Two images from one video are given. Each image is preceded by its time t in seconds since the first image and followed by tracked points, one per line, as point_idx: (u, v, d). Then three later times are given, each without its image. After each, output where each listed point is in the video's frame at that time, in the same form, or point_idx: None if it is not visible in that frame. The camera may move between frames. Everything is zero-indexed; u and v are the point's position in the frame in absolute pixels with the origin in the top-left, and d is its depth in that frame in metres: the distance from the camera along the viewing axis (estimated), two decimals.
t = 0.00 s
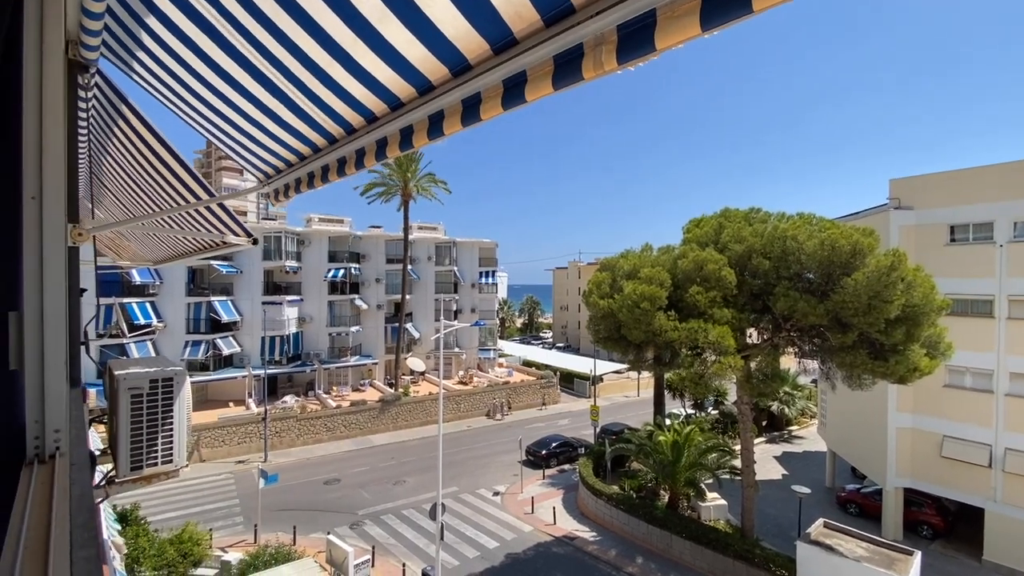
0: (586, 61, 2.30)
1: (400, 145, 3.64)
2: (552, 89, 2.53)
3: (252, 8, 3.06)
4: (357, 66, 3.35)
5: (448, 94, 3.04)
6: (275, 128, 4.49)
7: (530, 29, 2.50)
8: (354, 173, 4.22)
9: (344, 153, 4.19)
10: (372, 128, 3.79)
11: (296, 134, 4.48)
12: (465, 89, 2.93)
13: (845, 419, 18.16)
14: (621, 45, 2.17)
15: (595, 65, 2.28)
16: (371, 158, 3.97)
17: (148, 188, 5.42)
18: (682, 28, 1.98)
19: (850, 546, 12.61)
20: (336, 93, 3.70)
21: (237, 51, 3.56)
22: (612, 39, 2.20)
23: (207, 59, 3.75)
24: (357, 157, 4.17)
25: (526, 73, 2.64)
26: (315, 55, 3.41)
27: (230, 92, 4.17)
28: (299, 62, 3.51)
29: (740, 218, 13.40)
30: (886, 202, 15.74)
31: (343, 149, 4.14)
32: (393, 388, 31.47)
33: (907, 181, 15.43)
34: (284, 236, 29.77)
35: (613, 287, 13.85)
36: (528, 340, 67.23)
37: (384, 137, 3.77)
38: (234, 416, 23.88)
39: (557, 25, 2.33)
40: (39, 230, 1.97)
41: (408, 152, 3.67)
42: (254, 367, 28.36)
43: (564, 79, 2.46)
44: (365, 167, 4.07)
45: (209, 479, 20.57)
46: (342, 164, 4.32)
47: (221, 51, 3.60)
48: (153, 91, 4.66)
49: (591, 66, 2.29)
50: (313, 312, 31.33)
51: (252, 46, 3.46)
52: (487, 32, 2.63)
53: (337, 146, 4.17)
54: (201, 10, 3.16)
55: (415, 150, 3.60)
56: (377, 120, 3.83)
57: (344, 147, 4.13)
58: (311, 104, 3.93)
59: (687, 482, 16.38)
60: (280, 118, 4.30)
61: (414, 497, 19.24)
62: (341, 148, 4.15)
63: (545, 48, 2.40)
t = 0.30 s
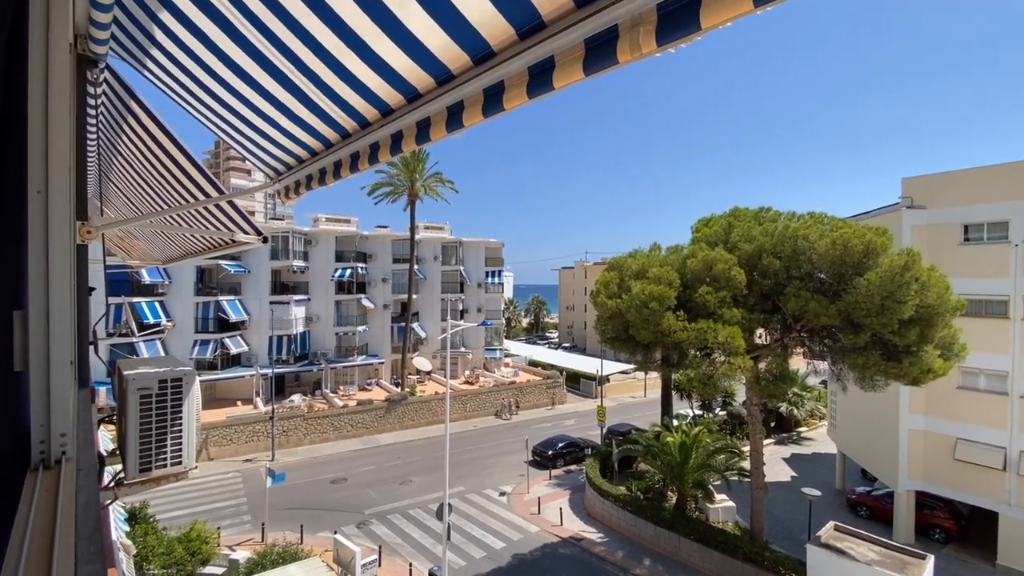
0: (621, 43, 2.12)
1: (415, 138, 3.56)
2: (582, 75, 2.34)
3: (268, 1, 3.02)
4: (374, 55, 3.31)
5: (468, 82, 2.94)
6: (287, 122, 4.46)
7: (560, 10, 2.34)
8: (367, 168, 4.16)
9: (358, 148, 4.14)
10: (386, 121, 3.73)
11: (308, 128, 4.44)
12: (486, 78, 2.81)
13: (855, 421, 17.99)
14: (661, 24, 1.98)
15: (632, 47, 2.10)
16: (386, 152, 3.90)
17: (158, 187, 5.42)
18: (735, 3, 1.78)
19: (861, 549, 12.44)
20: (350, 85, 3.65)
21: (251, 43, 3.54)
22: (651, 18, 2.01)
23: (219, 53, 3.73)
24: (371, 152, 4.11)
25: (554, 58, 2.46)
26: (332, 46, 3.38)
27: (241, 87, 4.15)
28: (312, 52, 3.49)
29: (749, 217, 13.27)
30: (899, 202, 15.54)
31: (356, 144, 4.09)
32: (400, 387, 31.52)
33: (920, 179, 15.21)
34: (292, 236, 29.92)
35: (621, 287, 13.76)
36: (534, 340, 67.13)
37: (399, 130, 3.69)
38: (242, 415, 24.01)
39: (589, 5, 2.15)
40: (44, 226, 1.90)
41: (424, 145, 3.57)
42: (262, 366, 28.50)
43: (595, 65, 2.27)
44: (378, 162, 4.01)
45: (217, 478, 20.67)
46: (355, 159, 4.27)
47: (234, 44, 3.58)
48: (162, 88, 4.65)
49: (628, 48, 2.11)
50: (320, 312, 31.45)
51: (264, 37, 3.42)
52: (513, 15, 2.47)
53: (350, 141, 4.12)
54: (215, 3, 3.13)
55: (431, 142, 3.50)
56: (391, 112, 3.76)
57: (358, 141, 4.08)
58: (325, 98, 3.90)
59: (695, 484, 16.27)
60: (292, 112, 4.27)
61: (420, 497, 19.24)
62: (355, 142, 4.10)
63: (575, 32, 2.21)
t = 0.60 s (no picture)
0: (673, 22, 1.99)
1: (435, 131, 3.32)
2: (626, 57, 2.18)
3: None
4: (395, 43, 3.06)
5: (498, 69, 2.71)
6: (296, 117, 4.26)
7: None
8: (382, 164, 3.94)
9: (371, 142, 3.93)
10: (404, 114, 3.50)
11: (319, 122, 4.21)
12: (519, 64, 2.60)
13: (860, 423, 17.90)
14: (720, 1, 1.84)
15: (687, 25, 1.96)
16: (403, 145, 3.65)
17: (161, 184, 5.33)
18: None
19: (867, 551, 12.34)
20: (367, 76, 3.40)
21: (261, 32, 3.31)
22: None
23: (227, 42, 3.51)
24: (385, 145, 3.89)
25: (593, 41, 2.29)
26: (350, 34, 3.14)
27: (250, 79, 3.93)
28: (328, 41, 3.23)
29: (754, 217, 13.19)
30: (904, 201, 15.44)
31: (370, 138, 3.87)
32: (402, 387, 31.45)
33: (926, 178, 15.11)
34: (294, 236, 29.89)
35: (625, 287, 13.67)
36: (535, 340, 67.01)
37: (418, 123, 3.47)
38: (244, 415, 23.99)
39: None
40: (42, 221, 1.81)
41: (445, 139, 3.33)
42: (264, 366, 28.46)
43: (641, 47, 2.12)
44: (392, 157, 3.78)
45: (219, 478, 20.64)
46: (369, 155, 4.04)
47: (242, 32, 3.36)
48: (169, 80, 4.50)
49: (682, 27, 1.97)
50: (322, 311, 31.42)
51: (276, 25, 3.21)
52: None
53: (364, 135, 3.90)
54: None
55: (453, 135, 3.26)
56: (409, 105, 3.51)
57: (371, 135, 3.86)
58: (338, 89, 3.65)
59: (699, 485, 16.18)
60: (302, 105, 4.05)
61: (423, 498, 19.17)
62: (368, 136, 3.89)
63: (619, 11, 2.06)
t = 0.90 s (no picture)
0: None
1: (457, 121, 3.16)
2: (680, 35, 2.05)
3: None
4: (417, 25, 2.91)
5: (528, 53, 2.56)
6: (306, 109, 4.11)
7: None
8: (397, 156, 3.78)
9: (385, 135, 3.78)
10: (421, 104, 3.33)
11: (330, 114, 4.04)
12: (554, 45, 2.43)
13: (862, 423, 17.88)
14: None
15: None
16: (419, 138, 3.52)
17: (163, 180, 5.25)
18: None
19: (871, 553, 12.27)
20: (385, 63, 3.25)
21: (272, 19, 3.16)
22: None
23: (236, 28, 3.35)
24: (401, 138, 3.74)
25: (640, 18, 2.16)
26: (369, 17, 2.98)
27: (259, 70, 3.78)
28: (345, 26, 3.10)
29: (759, 216, 13.10)
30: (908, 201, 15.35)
31: (385, 131, 3.72)
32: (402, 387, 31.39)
33: (930, 177, 15.01)
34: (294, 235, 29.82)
35: (628, 287, 13.57)
36: (536, 340, 66.84)
37: (436, 113, 3.31)
38: (245, 415, 23.93)
39: None
40: (34, 216, 1.71)
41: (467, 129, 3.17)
42: (264, 365, 28.41)
43: (698, 24, 2.01)
44: (409, 150, 3.63)
45: (220, 478, 20.58)
46: (383, 147, 3.90)
47: (252, 19, 3.21)
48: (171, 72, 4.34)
49: None
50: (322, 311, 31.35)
51: (289, 11, 3.04)
52: None
53: (378, 128, 3.75)
54: None
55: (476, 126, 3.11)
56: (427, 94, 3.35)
57: (386, 128, 3.71)
58: (352, 78, 3.48)
59: (701, 485, 16.12)
60: (313, 95, 3.89)
61: (424, 498, 19.09)
62: (383, 128, 3.74)
63: None
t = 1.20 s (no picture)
0: None
1: (479, 106, 2.86)
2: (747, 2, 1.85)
3: None
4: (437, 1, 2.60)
5: (560, 28, 2.23)
6: (314, 97, 3.82)
7: None
8: (411, 147, 3.49)
9: (400, 123, 3.49)
10: (439, 88, 3.03)
11: (340, 102, 3.74)
12: (591, 18, 2.12)
13: (865, 423, 17.83)
14: None
15: None
16: (435, 127, 3.22)
17: (165, 174, 5.10)
18: None
19: (876, 554, 12.19)
20: (403, 45, 2.96)
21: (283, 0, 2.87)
22: None
23: (242, 10, 3.07)
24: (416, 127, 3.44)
25: None
26: None
27: (267, 55, 3.49)
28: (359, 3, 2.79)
29: (762, 216, 13.03)
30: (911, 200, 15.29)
31: (400, 119, 3.43)
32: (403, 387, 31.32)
33: (933, 177, 14.95)
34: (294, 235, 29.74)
35: (631, 287, 13.50)
36: (536, 340, 66.77)
37: (456, 99, 3.01)
38: (244, 415, 23.85)
39: None
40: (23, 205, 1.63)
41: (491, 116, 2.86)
42: (264, 366, 28.34)
43: None
44: (424, 140, 3.33)
45: (219, 479, 20.50)
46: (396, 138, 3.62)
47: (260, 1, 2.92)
48: (173, 60, 4.09)
49: None
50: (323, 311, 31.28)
51: None
52: None
53: (392, 115, 3.47)
54: None
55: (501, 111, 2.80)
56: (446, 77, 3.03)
57: (402, 116, 3.41)
58: (366, 61, 3.19)
59: (704, 486, 16.04)
60: (322, 82, 3.59)
61: (425, 499, 19.01)
62: (397, 116, 3.45)
63: None
